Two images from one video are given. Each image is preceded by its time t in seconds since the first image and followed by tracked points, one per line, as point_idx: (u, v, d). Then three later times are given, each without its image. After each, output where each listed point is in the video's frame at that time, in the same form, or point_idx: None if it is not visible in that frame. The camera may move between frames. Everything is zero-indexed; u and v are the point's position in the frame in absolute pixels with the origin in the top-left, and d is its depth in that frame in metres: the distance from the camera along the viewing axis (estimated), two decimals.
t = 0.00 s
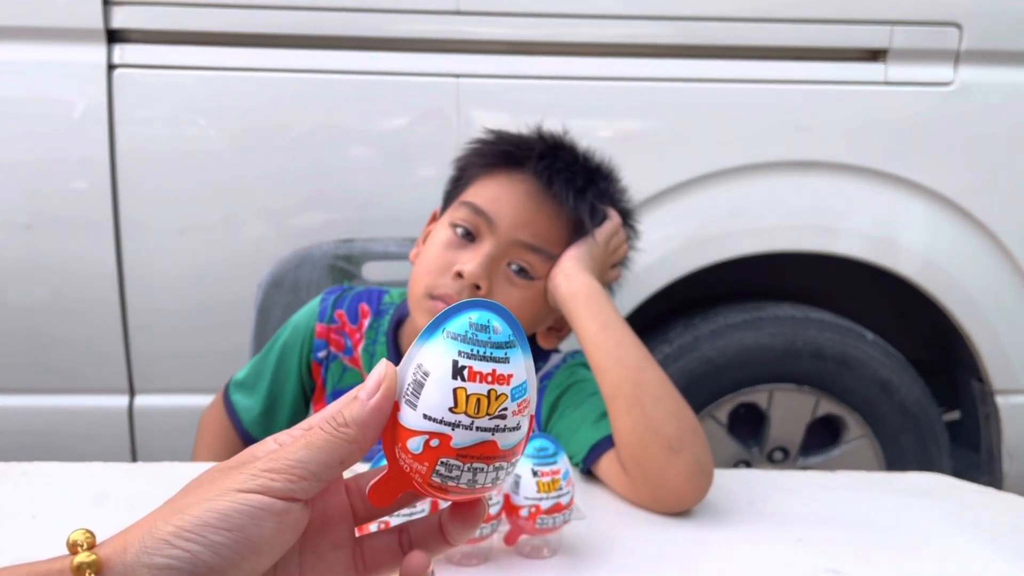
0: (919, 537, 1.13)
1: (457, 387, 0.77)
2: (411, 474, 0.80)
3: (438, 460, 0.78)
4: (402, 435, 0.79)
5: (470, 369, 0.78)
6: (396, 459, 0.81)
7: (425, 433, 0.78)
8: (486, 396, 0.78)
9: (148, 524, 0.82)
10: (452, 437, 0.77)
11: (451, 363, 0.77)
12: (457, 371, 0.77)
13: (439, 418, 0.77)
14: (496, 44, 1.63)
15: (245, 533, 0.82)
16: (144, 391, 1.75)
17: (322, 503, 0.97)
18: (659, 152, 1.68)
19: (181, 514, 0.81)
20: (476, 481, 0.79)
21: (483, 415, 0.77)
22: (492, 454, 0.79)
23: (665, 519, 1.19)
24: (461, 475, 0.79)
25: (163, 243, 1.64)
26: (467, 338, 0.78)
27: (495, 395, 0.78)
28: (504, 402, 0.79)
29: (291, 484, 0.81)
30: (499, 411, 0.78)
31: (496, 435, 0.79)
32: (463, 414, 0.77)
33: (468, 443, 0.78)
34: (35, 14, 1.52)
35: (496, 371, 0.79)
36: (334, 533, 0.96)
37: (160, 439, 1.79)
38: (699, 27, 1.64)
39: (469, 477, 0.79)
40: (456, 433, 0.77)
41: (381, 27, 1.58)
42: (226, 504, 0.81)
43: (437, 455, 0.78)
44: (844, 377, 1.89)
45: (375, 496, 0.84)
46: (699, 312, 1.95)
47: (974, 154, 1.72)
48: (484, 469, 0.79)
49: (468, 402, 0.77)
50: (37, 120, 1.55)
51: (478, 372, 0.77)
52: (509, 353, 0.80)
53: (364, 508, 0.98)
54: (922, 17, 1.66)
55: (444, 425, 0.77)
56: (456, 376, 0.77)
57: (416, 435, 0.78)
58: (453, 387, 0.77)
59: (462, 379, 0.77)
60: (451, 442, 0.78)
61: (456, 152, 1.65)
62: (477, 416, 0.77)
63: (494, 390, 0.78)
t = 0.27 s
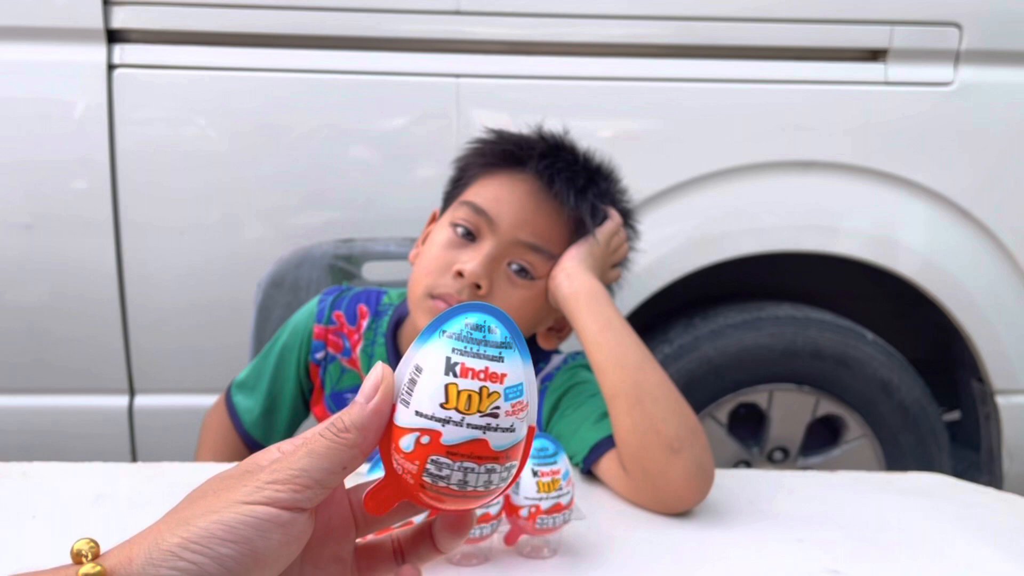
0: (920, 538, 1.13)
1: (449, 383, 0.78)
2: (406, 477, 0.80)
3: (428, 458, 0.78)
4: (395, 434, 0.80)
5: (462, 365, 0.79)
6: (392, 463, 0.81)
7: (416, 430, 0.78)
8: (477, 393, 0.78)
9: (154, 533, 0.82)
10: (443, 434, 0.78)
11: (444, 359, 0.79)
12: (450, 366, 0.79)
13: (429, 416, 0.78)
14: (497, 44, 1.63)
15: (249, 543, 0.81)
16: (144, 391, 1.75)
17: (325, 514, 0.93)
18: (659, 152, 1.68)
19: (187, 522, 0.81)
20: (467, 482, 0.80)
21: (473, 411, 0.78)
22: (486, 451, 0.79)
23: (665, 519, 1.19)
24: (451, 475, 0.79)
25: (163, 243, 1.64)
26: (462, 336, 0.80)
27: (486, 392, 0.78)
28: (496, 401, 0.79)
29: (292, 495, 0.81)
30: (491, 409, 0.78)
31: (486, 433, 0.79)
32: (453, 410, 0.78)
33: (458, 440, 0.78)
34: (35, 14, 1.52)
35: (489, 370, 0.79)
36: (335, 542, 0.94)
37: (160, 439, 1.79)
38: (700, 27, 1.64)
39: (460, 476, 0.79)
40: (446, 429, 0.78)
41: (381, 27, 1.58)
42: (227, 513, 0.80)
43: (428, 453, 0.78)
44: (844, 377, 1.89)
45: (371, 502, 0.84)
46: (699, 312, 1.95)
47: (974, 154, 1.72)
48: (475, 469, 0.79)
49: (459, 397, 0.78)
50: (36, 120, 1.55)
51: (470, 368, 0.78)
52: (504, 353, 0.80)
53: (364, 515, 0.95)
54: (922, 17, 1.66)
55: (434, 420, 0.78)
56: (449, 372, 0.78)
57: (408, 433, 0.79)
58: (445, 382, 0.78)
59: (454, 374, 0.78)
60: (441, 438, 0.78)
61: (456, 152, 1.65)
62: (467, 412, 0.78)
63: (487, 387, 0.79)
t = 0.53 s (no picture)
0: (919, 538, 1.13)
1: (386, 352, 0.91)
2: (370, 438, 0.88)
3: (393, 410, 0.88)
4: (351, 411, 0.88)
5: (388, 339, 0.94)
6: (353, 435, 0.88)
7: (375, 392, 0.88)
8: (408, 352, 0.93)
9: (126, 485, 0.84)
10: (398, 387, 0.89)
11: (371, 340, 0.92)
12: (378, 342, 0.92)
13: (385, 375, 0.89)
14: (496, 44, 1.63)
15: (205, 498, 0.86)
16: (144, 391, 1.75)
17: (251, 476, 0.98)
18: (659, 152, 1.68)
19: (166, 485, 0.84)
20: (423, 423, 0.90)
21: (410, 366, 0.91)
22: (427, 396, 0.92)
23: (665, 519, 1.17)
24: (413, 418, 0.89)
25: (163, 243, 1.64)
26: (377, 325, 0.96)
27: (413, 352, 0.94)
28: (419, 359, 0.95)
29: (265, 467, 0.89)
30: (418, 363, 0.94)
31: (424, 381, 0.92)
32: (399, 366, 0.90)
33: (411, 388, 0.90)
34: (35, 14, 1.53)
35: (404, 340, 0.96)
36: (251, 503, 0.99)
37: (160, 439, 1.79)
38: (699, 27, 1.64)
39: (419, 418, 0.90)
40: (400, 381, 0.90)
41: (382, 27, 1.58)
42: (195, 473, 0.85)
43: (391, 407, 0.89)
44: (844, 377, 1.89)
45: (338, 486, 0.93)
46: (699, 312, 1.95)
47: (974, 154, 1.72)
48: (426, 410, 0.92)
49: (397, 358, 0.92)
50: (36, 120, 1.55)
51: (396, 339, 0.94)
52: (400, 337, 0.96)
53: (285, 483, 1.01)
54: (922, 16, 1.66)
55: (388, 379, 0.89)
56: (378, 346, 0.92)
57: (368, 399, 0.88)
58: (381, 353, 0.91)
59: (384, 346, 0.92)
60: (398, 391, 0.89)
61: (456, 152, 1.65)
62: (410, 365, 0.92)
63: (413, 351, 0.95)
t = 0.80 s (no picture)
0: (917, 537, 1.14)
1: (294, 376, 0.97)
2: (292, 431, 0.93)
3: (306, 410, 0.93)
4: (273, 424, 0.93)
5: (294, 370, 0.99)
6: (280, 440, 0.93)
7: (288, 404, 0.94)
8: (309, 375, 0.99)
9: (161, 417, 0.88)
10: (307, 395, 0.95)
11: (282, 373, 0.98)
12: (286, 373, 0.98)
13: (292, 390, 0.95)
14: (497, 45, 1.63)
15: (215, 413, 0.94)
16: (145, 390, 1.76)
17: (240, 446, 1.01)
18: (658, 153, 1.68)
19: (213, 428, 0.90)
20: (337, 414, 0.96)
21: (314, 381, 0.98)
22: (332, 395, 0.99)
23: (664, 517, 1.16)
24: (325, 412, 0.95)
25: (164, 243, 1.65)
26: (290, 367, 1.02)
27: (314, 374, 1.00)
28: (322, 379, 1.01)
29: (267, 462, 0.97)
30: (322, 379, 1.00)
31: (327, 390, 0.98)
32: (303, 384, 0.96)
33: (317, 394, 0.96)
34: (37, 15, 1.53)
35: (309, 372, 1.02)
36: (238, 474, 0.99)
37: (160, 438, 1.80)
38: (699, 28, 1.65)
39: (331, 412, 0.96)
40: (306, 391, 0.95)
41: (382, 28, 1.59)
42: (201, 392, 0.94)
43: (306, 408, 0.94)
44: (843, 377, 1.90)
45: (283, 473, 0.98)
46: (698, 312, 1.96)
47: (972, 155, 1.72)
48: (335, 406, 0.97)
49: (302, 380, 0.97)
50: (37, 120, 1.56)
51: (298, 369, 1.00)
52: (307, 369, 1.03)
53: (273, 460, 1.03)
54: (921, 17, 1.67)
55: (291, 395, 0.94)
56: (287, 373, 0.98)
57: (284, 410, 0.93)
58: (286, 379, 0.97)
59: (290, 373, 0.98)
60: (307, 397, 0.95)
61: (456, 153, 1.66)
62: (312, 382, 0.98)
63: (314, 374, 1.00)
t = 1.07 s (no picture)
0: (915, 536, 1.15)
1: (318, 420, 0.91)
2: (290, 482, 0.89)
3: (312, 466, 0.90)
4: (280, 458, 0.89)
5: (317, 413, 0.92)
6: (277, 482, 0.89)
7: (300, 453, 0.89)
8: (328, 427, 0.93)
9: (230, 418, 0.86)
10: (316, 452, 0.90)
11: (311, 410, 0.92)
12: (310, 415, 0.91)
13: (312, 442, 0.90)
14: (497, 46, 1.64)
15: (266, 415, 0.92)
16: (146, 390, 1.76)
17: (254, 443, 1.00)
18: (658, 153, 1.69)
19: (285, 453, 0.87)
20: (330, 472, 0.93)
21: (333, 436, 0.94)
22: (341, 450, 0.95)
23: (663, 516, 1.17)
24: (326, 471, 0.92)
25: (166, 243, 1.65)
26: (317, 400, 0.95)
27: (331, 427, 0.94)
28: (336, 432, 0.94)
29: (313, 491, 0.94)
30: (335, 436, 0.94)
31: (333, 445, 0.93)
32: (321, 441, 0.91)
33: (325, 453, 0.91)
34: (38, 16, 1.54)
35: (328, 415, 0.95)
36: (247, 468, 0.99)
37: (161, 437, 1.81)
38: (698, 29, 1.66)
39: (330, 471, 0.92)
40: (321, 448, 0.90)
41: (382, 29, 1.60)
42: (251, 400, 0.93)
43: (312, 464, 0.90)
44: (842, 377, 1.91)
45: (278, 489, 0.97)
46: (697, 311, 1.96)
47: (971, 155, 1.73)
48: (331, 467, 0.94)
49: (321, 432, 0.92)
50: (38, 121, 1.56)
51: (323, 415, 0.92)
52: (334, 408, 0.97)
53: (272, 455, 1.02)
54: (919, 18, 1.68)
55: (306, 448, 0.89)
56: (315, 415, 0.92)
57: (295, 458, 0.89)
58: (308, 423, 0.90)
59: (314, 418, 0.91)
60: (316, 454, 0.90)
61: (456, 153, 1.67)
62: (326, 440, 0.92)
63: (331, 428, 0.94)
